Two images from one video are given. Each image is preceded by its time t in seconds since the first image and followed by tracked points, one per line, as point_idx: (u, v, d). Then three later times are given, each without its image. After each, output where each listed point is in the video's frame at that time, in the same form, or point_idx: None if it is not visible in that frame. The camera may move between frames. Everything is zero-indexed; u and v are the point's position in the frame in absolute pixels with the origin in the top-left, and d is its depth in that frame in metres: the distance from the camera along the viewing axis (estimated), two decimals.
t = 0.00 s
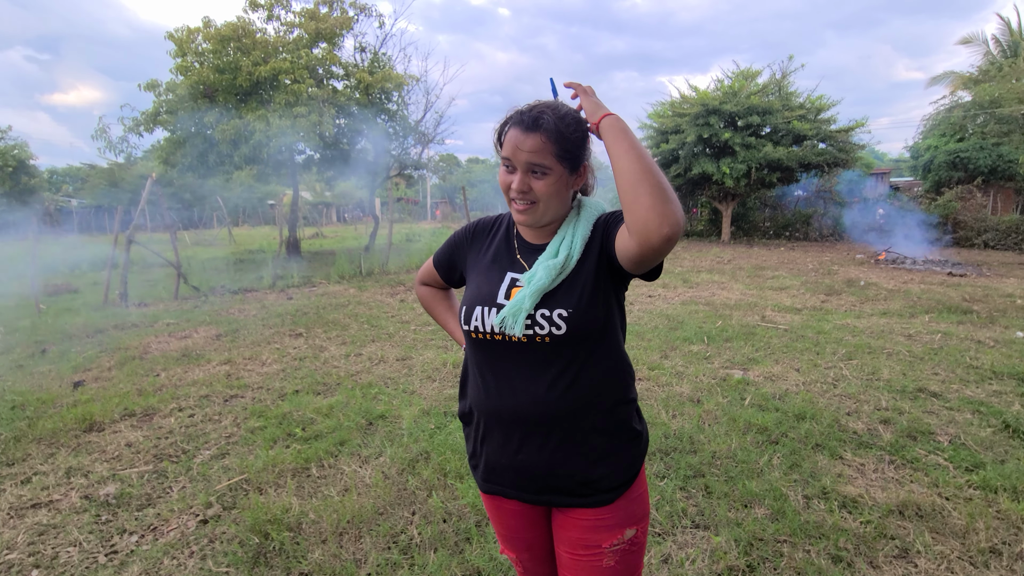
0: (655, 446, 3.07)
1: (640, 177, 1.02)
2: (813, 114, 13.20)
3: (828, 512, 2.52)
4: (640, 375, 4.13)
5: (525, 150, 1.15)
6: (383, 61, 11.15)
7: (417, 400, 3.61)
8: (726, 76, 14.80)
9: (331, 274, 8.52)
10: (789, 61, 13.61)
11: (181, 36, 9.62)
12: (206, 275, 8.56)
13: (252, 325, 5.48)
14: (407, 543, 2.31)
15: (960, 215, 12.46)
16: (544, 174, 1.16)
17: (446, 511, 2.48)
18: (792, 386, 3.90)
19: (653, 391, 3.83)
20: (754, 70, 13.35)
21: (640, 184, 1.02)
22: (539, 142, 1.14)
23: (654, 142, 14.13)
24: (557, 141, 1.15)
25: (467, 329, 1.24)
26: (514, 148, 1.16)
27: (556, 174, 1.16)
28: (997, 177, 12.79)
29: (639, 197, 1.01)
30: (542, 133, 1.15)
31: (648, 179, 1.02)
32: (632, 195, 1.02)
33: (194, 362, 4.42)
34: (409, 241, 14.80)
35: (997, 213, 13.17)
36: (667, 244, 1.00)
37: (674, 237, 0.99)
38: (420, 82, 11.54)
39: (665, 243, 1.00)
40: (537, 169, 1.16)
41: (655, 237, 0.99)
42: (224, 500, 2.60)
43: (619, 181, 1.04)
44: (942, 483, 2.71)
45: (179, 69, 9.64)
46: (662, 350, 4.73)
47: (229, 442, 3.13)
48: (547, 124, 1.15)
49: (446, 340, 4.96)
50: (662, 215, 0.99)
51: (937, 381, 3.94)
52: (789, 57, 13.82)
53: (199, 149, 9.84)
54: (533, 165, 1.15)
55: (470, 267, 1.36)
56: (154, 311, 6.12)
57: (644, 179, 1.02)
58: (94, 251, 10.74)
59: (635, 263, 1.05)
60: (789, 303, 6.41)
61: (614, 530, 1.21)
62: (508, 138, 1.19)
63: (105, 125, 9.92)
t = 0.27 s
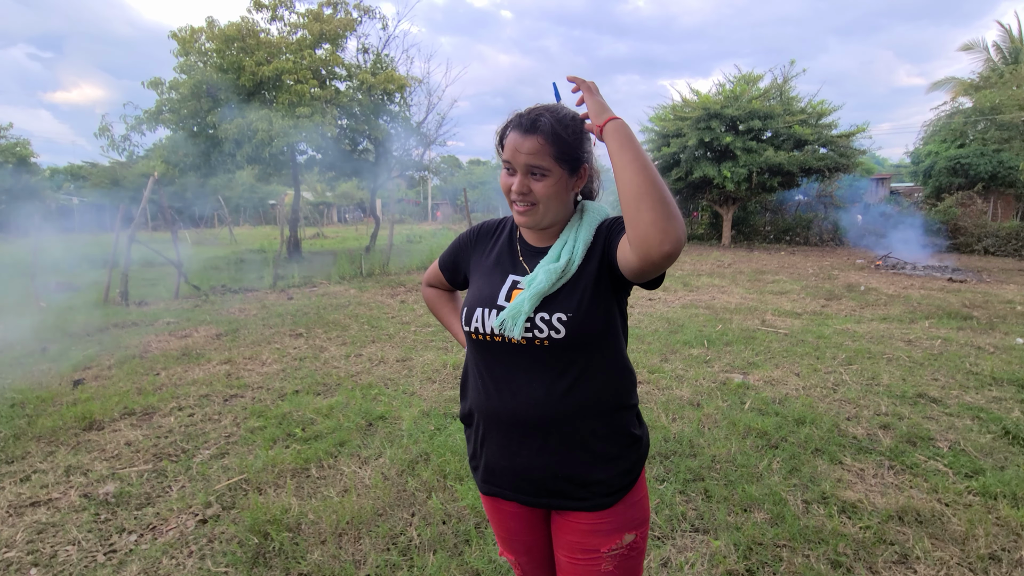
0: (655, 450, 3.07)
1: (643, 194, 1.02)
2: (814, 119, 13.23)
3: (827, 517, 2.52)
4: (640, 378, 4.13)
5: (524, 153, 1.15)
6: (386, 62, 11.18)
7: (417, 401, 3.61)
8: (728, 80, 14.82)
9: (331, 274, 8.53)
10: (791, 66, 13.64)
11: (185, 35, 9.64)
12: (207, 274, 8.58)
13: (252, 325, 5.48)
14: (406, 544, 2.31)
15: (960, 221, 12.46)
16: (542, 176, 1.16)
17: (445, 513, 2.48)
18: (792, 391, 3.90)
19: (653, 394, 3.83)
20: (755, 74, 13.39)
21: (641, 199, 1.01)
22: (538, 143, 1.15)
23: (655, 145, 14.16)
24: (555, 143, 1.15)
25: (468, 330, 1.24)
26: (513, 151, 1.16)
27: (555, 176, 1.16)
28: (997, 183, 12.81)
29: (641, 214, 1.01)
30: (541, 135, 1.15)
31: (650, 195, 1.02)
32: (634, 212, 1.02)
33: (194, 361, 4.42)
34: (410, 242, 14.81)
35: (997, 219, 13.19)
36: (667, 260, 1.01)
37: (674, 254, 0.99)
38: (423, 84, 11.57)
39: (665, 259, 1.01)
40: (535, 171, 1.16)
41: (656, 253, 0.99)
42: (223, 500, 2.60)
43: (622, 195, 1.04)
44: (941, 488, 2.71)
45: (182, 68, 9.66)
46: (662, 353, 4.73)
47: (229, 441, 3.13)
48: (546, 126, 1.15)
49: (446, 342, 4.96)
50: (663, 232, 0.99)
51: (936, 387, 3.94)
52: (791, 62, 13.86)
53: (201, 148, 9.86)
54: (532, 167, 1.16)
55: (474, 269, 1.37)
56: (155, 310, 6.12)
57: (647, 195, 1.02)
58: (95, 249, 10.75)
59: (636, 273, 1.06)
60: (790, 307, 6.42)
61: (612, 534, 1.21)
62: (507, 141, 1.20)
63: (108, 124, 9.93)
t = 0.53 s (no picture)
0: (656, 450, 3.07)
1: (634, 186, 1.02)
2: (816, 120, 13.23)
3: (829, 518, 2.51)
4: (641, 379, 4.13)
5: (523, 152, 1.16)
6: (387, 64, 11.20)
7: (418, 402, 3.61)
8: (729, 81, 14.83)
9: (333, 276, 8.54)
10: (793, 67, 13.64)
11: (187, 37, 9.67)
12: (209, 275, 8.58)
13: (254, 326, 5.49)
14: (407, 545, 2.31)
15: (962, 222, 12.42)
16: (541, 176, 1.16)
17: (446, 514, 2.48)
18: (794, 392, 3.89)
19: (654, 395, 3.83)
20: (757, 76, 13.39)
21: (634, 191, 1.02)
22: (536, 144, 1.15)
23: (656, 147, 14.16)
24: (554, 142, 1.15)
25: (468, 328, 1.25)
26: (512, 151, 1.17)
27: (554, 175, 1.16)
28: (999, 184, 12.79)
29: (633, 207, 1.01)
30: (539, 134, 1.15)
31: (642, 187, 1.02)
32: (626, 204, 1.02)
33: (196, 362, 4.43)
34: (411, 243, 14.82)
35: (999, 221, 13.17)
36: (660, 252, 1.01)
37: (666, 246, 0.99)
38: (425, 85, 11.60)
39: (658, 251, 1.00)
40: (534, 171, 1.16)
41: (647, 245, 0.99)
42: (224, 500, 2.60)
43: (614, 188, 1.04)
44: (943, 490, 2.70)
45: (185, 70, 9.70)
46: (664, 354, 4.73)
47: (230, 442, 3.13)
48: (545, 127, 1.16)
49: (447, 342, 4.96)
50: (655, 223, 0.99)
51: (939, 388, 3.93)
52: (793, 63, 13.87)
53: (204, 149, 9.89)
54: (531, 167, 1.16)
55: (475, 268, 1.37)
56: (157, 311, 6.14)
57: (639, 188, 1.02)
58: (97, 250, 10.77)
59: (631, 269, 1.05)
60: (791, 309, 6.41)
61: (611, 534, 1.21)
62: (506, 142, 1.20)
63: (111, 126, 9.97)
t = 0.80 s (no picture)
0: (663, 451, 3.05)
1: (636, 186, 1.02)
2: (821, 117, 13.14)
3: (838, 518, 2.49)
4: (648, 380, 4.11)
5: (522, 153, 1.15)
6: (391, 67, 11.24)
7: (424, 404, 3.62)
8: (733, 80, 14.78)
9: (338, 279, 8.56)
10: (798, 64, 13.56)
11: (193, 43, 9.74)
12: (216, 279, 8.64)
13: (260, 329, 5.52)
14: (413, 547, 2.31)
15: (972, 218, 12.29)
16: (541, 176, 1.16)
17: (452, 516, 2.47)
18: (802, 391, 3.86)
19: (661, 395, 3.81)
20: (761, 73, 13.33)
21: (634, 190, 1.01)
22: (536, 144, 1.15)
23: (661, 146, 14.12)
24: (553, 142, 1.14)
25: (471, 330, 1.25)
26: (512, 151, 1.17)
27: (554, 175, 1.16)
28: (1008, 180, 12.65)
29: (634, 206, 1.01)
30: (538, 134, 1.15)
31: (644, 186, 1.01)
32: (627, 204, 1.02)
33: (203, 366, 4.46)
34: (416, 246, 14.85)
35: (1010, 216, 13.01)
36: (661, 252, 1.00)
37: (667, 245, 0.98)
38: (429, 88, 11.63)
39: (658, 250, 1.00)
40: (533, 171, 1.16)
41: (648, 245, 0.99)
42: (232, 503, 2.61)
43: (616, 189, 1.04)
44: (955, 489, 2.67)
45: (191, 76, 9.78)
46: (670, 354, 4.71)
47: (237, 445, 3.14)
48: (544, 126, 1.15)
49: (453, 344, 4.96)
50: (656, 222, 0.99)
51: (949, 386, 3.88)
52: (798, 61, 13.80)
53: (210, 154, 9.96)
54: (530, 167, 1.16)
55: (478, 269, 1.37)
56: (165, 315, 6.19)
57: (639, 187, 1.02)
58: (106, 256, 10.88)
59: (632, 269, 1.05)
60: (799, 307, 6.36)
61: (616, 536, 1.20)
62: (506, 142, 1.20)
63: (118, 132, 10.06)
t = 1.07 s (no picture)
0: (675, 452, 3.04)
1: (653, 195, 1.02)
2: (832, 115, 13.03)
3: (854, 520, 2.46)
4: (658, 381, 4.10)
5: (532, 153, 1.16)
6: (400, 71, 11.32)
7: (436, 405, 3.64)
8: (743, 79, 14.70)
9: (349, 281, 8.62)
10: (808, 62, 13.46)
11: (206, 49, 9.89)
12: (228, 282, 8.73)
13: (273, 332, 5.58)
14: (426, 548, 2.32)
15: (988, 216, 12.10)
16: (552, 175, 1.17)
17: (464, 516, 2.48)
18: (815, 392, 3.83)
19: (672, 396, 3.80)
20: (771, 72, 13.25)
21: (650, 197, 1.02)
22: (546, 144, 1.16)
23: (670, 146, 14.07)
24: (564, 142, 1.15)
25: (483, 331, 1.25)
26: (522, 152, 1.18)
27: (564, 175, 1.17)
28: None
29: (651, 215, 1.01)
30: (549, 134, 1.16)
31: (659, 195, 1.02)
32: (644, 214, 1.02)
33: (217, 368, 4.51)
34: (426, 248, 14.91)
35: None
36: (676, 260, 1.01)
37: (682, 254, 0.99)
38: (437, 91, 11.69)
39: (674, 258, 1.01)
40: (544, 171, 1.17)
41: (664, 253, 0.99)
42: (247, 503, 2.64)
43: (631, 195, 1.04)
44: (973, 491, 2.64)
45: (204, 82, 9.92)
46: (681, 355, 4.69)
47: (252, 446, 3.18)
48: (554, 127, 1.17)
49: (464, 346, 4.98)
50: (672, 231, 0.99)
51: (966, 386, 3.83)
52: (808, 59, 13.70)
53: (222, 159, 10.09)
54: (541, 167, 1.17)
55: (490, 271, 1.38)
56: (179, 318, 6.28)
57: (655, 196, 1.02)
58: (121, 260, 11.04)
59: (647, 274, 1.06)
60: (811, 307, 6.31)
61: (631, 535, 1.20)
62: (516, 144, 1.21)
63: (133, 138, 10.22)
